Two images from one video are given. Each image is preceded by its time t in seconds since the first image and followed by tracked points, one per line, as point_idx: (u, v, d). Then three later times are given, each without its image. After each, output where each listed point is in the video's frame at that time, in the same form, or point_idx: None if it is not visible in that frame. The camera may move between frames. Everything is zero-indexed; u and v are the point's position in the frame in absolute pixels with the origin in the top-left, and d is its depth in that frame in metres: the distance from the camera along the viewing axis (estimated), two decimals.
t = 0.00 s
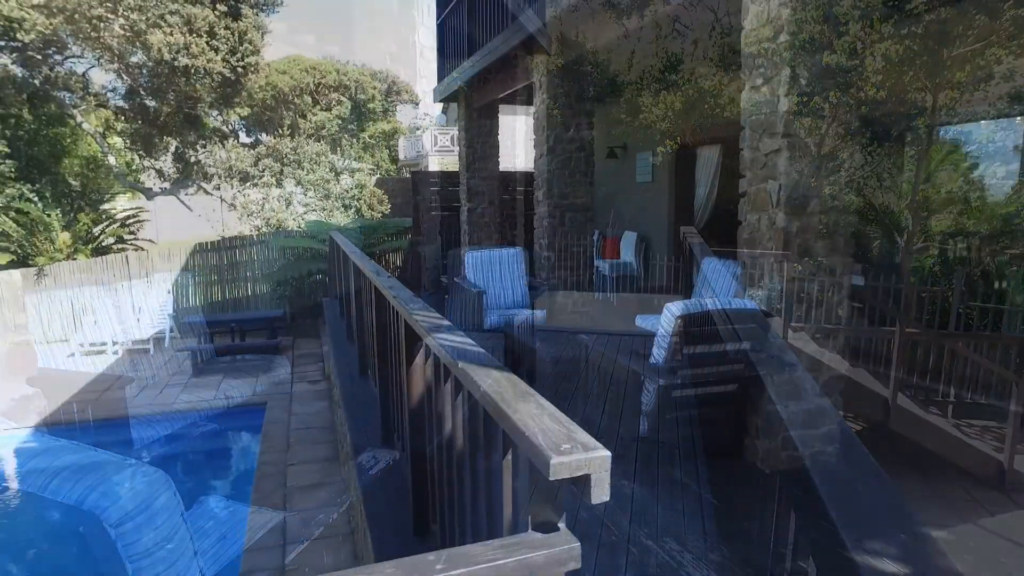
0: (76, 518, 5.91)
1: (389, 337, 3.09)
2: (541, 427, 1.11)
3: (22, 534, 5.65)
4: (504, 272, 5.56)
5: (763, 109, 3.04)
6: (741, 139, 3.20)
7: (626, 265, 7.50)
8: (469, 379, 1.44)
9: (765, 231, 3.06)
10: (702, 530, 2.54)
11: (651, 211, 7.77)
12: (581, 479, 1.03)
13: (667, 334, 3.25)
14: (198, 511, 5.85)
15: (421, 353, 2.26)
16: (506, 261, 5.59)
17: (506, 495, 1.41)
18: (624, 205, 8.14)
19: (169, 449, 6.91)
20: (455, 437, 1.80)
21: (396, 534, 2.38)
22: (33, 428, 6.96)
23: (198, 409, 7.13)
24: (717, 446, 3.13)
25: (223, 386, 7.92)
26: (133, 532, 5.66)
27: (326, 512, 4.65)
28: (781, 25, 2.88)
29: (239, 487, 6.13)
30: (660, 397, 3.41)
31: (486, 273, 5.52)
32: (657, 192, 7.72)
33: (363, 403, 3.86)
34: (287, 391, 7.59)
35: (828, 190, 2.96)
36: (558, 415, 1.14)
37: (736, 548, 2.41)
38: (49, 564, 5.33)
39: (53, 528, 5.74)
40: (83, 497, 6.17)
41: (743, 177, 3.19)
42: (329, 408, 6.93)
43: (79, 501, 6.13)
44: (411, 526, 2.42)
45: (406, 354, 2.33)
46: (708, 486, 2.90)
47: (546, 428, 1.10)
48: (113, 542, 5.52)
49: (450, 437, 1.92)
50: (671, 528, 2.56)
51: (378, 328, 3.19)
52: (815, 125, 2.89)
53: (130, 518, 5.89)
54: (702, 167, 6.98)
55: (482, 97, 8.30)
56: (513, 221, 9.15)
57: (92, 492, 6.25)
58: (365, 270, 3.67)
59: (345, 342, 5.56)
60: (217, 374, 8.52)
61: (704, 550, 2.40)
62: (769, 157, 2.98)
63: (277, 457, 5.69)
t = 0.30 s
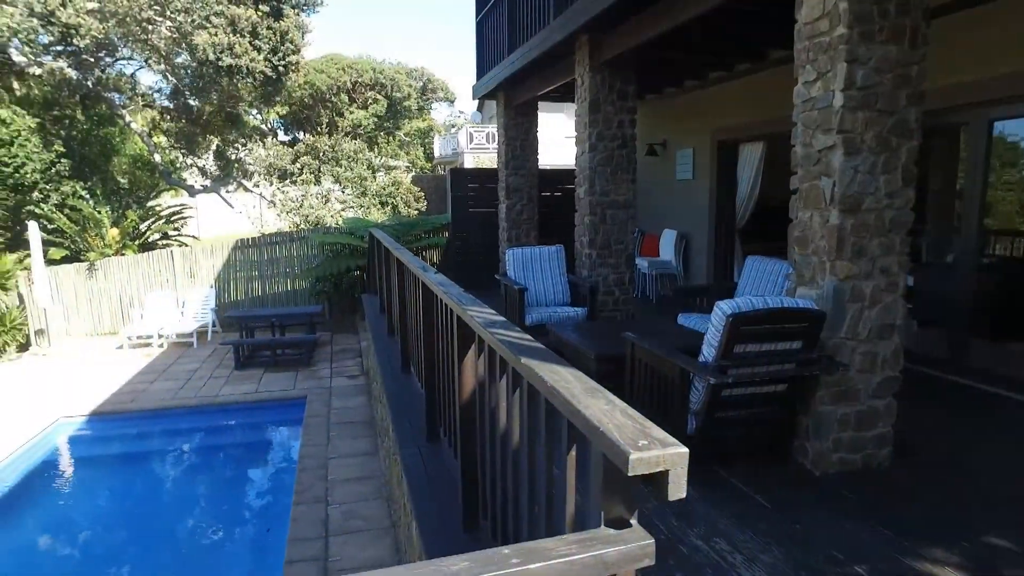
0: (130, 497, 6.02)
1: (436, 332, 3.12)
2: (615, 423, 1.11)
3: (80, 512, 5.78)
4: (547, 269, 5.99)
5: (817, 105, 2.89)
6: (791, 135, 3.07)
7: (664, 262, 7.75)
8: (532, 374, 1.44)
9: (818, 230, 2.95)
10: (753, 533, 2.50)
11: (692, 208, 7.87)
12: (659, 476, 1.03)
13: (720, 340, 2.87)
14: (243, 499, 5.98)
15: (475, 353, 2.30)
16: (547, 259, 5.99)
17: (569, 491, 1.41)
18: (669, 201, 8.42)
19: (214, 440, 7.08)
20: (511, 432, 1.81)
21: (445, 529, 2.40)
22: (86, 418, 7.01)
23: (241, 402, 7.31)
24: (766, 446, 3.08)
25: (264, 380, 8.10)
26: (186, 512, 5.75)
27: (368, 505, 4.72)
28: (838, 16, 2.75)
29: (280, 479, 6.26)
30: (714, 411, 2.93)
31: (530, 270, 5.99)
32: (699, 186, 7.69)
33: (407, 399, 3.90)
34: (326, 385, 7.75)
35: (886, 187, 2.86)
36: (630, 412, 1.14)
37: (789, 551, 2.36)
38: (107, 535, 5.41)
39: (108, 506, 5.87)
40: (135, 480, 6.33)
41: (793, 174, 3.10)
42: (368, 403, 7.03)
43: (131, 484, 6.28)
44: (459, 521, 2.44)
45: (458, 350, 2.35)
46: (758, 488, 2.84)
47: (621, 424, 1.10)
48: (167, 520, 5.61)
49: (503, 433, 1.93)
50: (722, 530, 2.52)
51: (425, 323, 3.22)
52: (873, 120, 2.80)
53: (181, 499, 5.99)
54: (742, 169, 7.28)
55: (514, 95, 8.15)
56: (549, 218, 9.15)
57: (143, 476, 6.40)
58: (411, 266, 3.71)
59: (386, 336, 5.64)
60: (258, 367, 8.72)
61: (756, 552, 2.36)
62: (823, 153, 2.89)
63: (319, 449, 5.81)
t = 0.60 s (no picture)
0: (181, 483, 6.21)
1: (488, 327, 3.14)
2: (698, 416, 1.10)
3: (135, 495, 5.98)
4: (593, 265, 6.10)
5: (881, 97, 2.82)
6: (853, 129, 3.00)
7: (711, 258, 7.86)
8: (602, 367, 1.44)
9: (882, 226, 2.87)
10: (812, 534, 2.45)
11: (740, 204, 7.74)
12: (745, 470, 1.01)
13: (778, 338, 2.83)
14: (289, 488, 6.11)
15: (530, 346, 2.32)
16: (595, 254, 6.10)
17: (638, 484, 1.41)
18: (715, 197, 8.30)
19: (262, 430, 7.27)
20: (573, 426, 1.81)
21: (499, 522, 2.41)
22: (141, 407, 7.29)
23: (288, 393, 7.49)
24: (823, 446, 3.02)
25: (310, 373, 8.28)
26: (234, 499, 5.90)
27: (413, 497, 4.79)
28: (908, 4, 2.66)
29: (325, 469, 6.38)
30: (771, 409, 2.89)
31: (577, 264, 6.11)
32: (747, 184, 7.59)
33: (456, 393, 3.94)
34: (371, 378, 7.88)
35: (955, 182, 2.76)
36: (711, 405, 1.13)
37: (851, 554, 2.31)
38: (159, 518, 5.59)
39: (160, 491, 6.06)
40: (186, 465, 6.54)
41: (855, 169, 3.02)
42: (411, 397, 7.12)
43: (181, 470, 6.47)
44: (512, 514, 2.45)
45: (514, 344, 2.37)
46: (815, 489, 2.79)
47: (704, 418, 1.09)
48: (216, 507, 5.77)
49: (564, 427, 1.93)
50: (779, 530, 2.48)
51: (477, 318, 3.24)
52: (943, 112, 2.70)
53: (230, 486, 6.15)
54: (791, 167, 7.13)
55: (561, 90, 8.10)
56: (591, 215, 9.10)
57: (193, 462, 6.60)
58: (461, 261, 3.74)
59: (432, 331, 5.71)
60: (304, 360, 8.92)
61: (816, 554, 2.31)
62: (889, 147, 2.81)
63: (366, 441, 5.91)
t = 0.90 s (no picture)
0: (225, 468, 6.38)
1: (533, 319, 3.15)
2: (768, 409, 1.07)
3: (181, 479, 6.17)
4: (635, 258, 6.18)
5: (946, 86, 2.72)
6: (913, 119, 2.90)
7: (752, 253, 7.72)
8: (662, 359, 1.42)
9: (942, 220, 2.77)
10: (866, 536, 2.38)
11: (784, 198, 7.57)
12: (820, 465, 0.98)
13: (832, 334, 2.78)
14: (328, 475, 6.22)
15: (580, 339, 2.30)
16: (636, 248, 6.18)
17: (697, 478, 1.38)
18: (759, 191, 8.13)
19: (302, 418, 7.42)
20: (627, 419, 1.79)
21: (545, 515, 2.41)
22: (186, 394, 7.54)
23: (328, 384, 7.62)
24: (877, 446, 2.93)
25: (349, 363, 8.43)
26: (276, 485, 6.03)
27: (451, 489, 4.83)
28: None
29: (364, 458, 6.48)
30: (822, 407, 2.82)
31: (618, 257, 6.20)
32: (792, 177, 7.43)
33: (498, 385, 3.95)
34: (409, 370, 7.97)
35: None
36: (781, 398, 1.10)
37: (908, 558, 2.23)
38: (204, 501, 5.76)
39: (205, 475, 6.24)
40: (230, 452, 6.71)
41: (914, 160, 2.92)
42: (449, 389, 7.17)
43: (224, 457, 6.63)
44: (558, 507, 2.45)
45: (563, 337, 2.36)
46: (868, 490, 2.71)
47: (775, 411, 1.06)
48: (259, 492, 5.91)
49: (615, 420, 1.91)
50: (831, 530, 2.42)
51: (522, 311, 3.25)
52: (1013, 100, 2.59)
53: (272, 473, 6.29)
54: (840, 158, 6.94)
55: (602, 82, 8.04)
56: (630, 209, 9.02)
57: (237, 448, 6.77)
58: (506, 254, 3.75)
59: (472, 324, 5.73)
60: (343, 351, 9.06)
61: (871, 556, 2.25)
62: (952, 137, 2.71)
63: (405, 432, 5.99)
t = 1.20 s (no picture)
0: (263, 455, 6.50)
1: (573, 312, 3.12)
2: (830, 408, 1.02)
3: (220, 464, 6.32)
4: (672, 251, 6.29)
5: (1010, 71, 2.59)
6: (973, 107, 2.78)
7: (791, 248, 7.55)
8: (714, 354, 1.38)
9: (1004, 213, 2.65)
10: (918, 540, 2.30)
11: (826, 190, 7.37)
12: (889, 468, 0.92)
13: (882, 330, 2.70)
14: (362, 464, 6.30)
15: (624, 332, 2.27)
16: (673, 241, 6.30)
17: (748, 478, 1.33)
18: (801, 183, 7.93)
19: (337, 407, 7.53)
20: (673, 415, 1.75)
21: (584, 510, 2.39)
22: (225, 382, 7.72)
23: (363, 373, 7.72)
24: (929, 448, 2.81)
25: (384, 354, 8.52)
26: (311, 472, 6.13)
27: (485, 480, 4.84)
28: None
29: (397, 448, 6.54)
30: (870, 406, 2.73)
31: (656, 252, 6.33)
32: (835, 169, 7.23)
33: (535, 378, 3.93)
34: (442, 361, 8.02)
35: None
36: (844, 396, 1.04)
37: (962, 565, 2.14)
38: (242, 487, 5.88)
39: (243, 462, 6.37)
40: (267, 439, 6.84)
41: (973, 150, 2.81)
42: (482, 381, 7.20)
43: (262, 443, 6.77)
44: (596, 502, 2.43)
45: (606, 330, 2.33)
46: (919, 493, 2.62)
47: (838, 410, 1.01)
48: (295, 478, 6.01)
49: (661, 415, 1.88)
50: (881, 533, 2.35)
51: (561, 303, 3.23)
52: None
53: (308, 460, 6.39)
54: (886, 150, 6.82)
55: (640, 74, 7.92)
56: (666, 202, 8.91)
57: (274, 435, 6.90)
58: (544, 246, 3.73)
59: (507, 316, 5.73)
60: (378, 342, 9.16)
61: (923, 562, 2.16)
62: (1016, 126, 2.58)
63: (439, 423, 6.03)
